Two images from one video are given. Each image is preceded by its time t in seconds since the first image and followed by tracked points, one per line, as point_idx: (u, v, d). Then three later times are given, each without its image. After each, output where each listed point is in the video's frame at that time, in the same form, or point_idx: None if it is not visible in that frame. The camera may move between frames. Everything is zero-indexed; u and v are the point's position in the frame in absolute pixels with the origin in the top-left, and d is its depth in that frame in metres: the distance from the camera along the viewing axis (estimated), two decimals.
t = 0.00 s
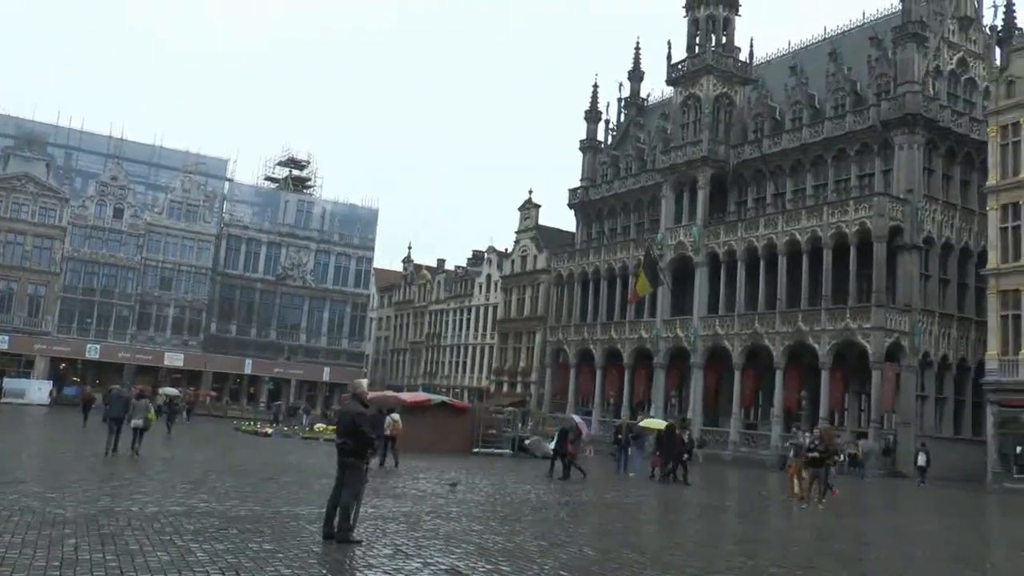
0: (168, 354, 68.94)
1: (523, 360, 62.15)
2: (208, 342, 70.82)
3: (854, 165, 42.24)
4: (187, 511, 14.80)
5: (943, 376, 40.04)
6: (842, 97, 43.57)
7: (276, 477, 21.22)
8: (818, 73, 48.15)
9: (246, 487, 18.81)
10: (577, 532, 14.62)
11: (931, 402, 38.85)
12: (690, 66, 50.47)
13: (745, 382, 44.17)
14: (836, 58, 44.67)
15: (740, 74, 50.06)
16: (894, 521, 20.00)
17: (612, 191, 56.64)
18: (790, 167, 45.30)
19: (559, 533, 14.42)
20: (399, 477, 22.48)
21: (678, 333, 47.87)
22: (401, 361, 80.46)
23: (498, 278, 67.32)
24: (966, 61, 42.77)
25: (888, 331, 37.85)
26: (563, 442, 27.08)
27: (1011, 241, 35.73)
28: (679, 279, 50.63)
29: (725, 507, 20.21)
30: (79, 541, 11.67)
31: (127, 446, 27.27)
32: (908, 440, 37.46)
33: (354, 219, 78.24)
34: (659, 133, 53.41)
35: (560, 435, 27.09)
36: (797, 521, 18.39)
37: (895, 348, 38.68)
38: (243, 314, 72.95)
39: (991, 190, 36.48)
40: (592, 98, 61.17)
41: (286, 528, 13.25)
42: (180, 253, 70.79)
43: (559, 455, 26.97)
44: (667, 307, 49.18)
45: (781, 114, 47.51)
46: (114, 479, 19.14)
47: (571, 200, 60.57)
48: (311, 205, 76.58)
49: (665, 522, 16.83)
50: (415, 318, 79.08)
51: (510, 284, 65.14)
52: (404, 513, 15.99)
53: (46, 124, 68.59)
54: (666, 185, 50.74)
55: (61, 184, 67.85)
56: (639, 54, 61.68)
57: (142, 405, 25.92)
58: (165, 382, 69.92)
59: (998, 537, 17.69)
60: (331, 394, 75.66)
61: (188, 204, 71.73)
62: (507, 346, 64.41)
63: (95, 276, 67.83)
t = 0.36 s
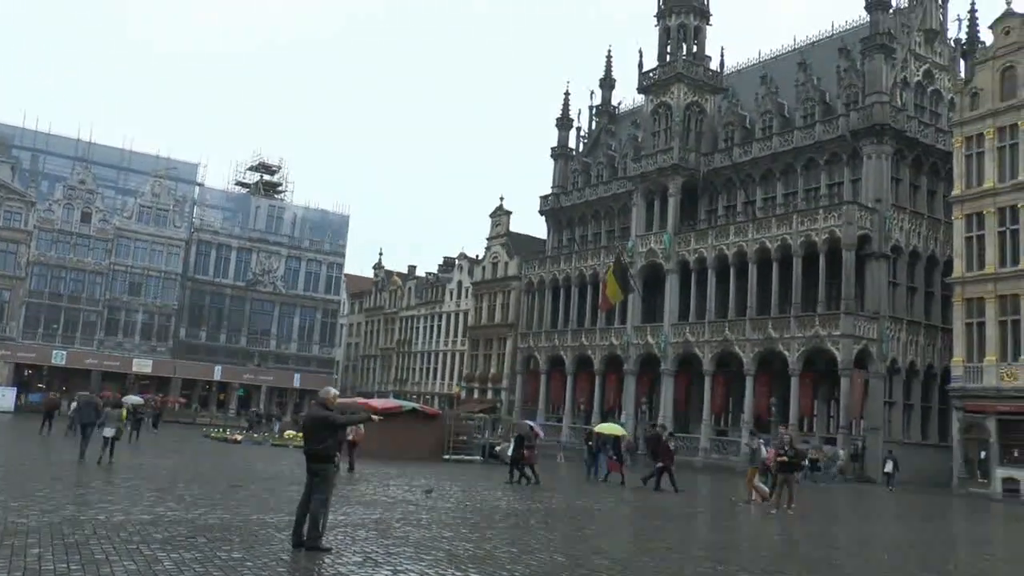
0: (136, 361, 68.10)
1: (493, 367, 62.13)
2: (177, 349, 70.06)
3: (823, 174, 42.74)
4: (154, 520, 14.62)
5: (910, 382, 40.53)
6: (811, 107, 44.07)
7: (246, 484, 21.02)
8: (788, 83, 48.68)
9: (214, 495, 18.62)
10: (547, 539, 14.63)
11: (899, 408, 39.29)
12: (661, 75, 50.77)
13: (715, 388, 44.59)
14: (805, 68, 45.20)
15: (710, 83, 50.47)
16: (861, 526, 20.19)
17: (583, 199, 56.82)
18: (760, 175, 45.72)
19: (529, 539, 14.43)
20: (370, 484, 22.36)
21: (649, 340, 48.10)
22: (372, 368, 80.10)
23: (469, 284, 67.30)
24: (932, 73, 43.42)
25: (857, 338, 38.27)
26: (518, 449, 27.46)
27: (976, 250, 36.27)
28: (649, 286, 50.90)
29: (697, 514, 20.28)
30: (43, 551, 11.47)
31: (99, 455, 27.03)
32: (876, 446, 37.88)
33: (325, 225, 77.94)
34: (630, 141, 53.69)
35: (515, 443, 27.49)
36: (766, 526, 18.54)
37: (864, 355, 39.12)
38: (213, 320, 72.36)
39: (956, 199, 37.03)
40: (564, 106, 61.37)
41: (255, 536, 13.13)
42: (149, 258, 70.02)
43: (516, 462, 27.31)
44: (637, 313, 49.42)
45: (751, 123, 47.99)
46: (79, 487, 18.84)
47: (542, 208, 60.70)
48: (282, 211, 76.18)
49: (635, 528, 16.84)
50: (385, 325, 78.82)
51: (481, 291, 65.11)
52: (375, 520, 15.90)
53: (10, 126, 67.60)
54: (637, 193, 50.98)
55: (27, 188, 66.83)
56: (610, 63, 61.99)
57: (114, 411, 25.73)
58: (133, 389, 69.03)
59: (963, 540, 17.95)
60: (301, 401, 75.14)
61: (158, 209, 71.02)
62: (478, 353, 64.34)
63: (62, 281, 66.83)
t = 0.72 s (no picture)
0: (106, 367, 67.28)
1: (466, 374, 62.05)
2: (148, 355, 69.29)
3: (795, 183, 43.15)
4: (122, 528, 14.42)
5: (881, 389, 40.93)
6: (783, 117, 44.48)
7: (216, 492, 20.80)
8: (761, 92, 49.10)
9: (184, 503, 18.40)
10: (519, 545, 14.60)
11: (869, 414, 39.65)
12: (635, 83, 51.01)
13: (686, 397, 44.64)
14: (778, 78, 45.66)
15: (683, 92, 50.81)
16: (832, 531, 20.35)
17: (556, 206, 56.93)
18: (733, 183, 46.06)
19: (501, 546, 14.39)
20: (341, 491, 22.22)
21: (622, 347, 48.23)
22: (344, 374, 79.69)
23: (442, 291, 67.19)
24: (902, 84, 43.97)
25: (828, 346, 38.62)
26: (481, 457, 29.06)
27: (944, 259, 36.76)
28: (623, 293, 51.06)
29: (669, 520, 20.35)
30: (8, 560, 11.26)
31: (69, 462, 26.75)
32: (847, 453, 38.19)
33: (298, 231, 77.56)
34: (603, 149, 53.92)
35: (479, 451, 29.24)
36: (737, 532, 18.63)
37: (835, 362, 39.48)
38: (184, 326, 71.74)
39: (925, 209, 37.53)
40: (538, 113, 61.49)
41: (225, 544, 12.98)
42: (120, 264, 69.14)
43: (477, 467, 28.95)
44: (610, 320, 49.54)
45: (724, 131, 48.38)
46: (46, 495, 18.53)
47: (516, 215, 60.75)
48: (255, 216, 75.68)
49: (607, 535, 16.86)
50: (358, 332, 78.46)
51: (455, 297, 65.02)
52: (345, 527, 15.80)
53: None
54: (611, 200, 51.14)
55: None
56: (584, 70, 62.25)
57: (86, 418, 25.55)
58: (103, 396, 68.18)
59: (930, 545, 18.13)
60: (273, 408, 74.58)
61: (129, 213, 70.17)
62: (451, 359, 64.23)
63: (30, 286, 65.97)
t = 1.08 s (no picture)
0: (78, 373, 66.51)
1: (442, 379, 61.97)
2: (121, 360, 68.56)
3: (770, 189, 43.46)
4: (93, 536, 14.25)
5: (855, 394, 41.26)
6: (758, 123, 44.83)
7: (190, 499, 20.61)
8: (736, 99, 49.46)
9: (156, 510, 18.21)
10: (494, 550, 14.57)
11: (844, 418, 39.95)
12: (611, 88, 51.20)
13: (663, 402, 44.70)
14: (753, 84, 46.06)
15: (659, 97, 51.09)
16: (805, 534, 20.49)
17: (532, 211, 57.01)
18: (708, 189, 46.33)
19: (477, 551, 14.36)
20: (316, 497, 22.07)
21: (598, 352, 48.32)
22: (320, 379, 79.30)
23: (418, 296, 67.04)
24: (875, 92, 44.46)
25: (803, 350, 38.88)
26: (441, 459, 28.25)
27: (917, 265, 37.14)
28: (599, 298, 51.20)
29: (645, 524, 20.40)
30: None
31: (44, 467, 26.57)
32: (821, 456, 38.46)
33: (274, 236, 77.17)
34: (579, 154, 54.09)
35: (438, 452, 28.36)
36: (712, 536, 18.68)
37: (810, 367, 39.75)
38: (158, 331, 71.12)
39: (898, 216, 37.91)
40: (514, 118, 61.57)
41: (198, 551, 12.86)
42: (92, 269, 68.27)
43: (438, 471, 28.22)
44: (586, 325, 49.62)
45: (699, 137, 48.67)
46: (15, 503, 18.28)
47: (491, 220, 60.75)
48: (230, 220, 75.19)
49: (583, 539, 16.87)
50: (334, 337, 78.10)
51: (430, 302, 64.92)
52: (320, 533, 15.69)
53: None
54: (587, 205, 51.26)
55: None
56: (560, 76, 62.42)
57: (61, 422, 25.50)
58: (75, 403, 67.40)
59: (904, 547, 18.25)
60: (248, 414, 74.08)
61: (103, 217, 69.34)
62: (427, 364, 64.10)
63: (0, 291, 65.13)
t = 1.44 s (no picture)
0: (62, 377, 66.19)
1: (430, 381, 61.91)
2: (107, 364, 68.20)
3: (757, 190, 43.64)
4: (79, 540, 14.19)
5: (841, 394, 41.47)
6: (744, 125, 45.00)
7: (177, 502, 20.54)
8: (722, 101, 49.62)
9: (142, 514, 18.15)
10: (482, 552, 14.58)
11: (830, 418, 40.13)
12: (597, 90, 51.27)
13: (650, 402, 44.79)
14: (739, 86, 46.25)
15: (645, 100, 51.24)
16: (793, 534, 20.56)
17: (519, 213, 57.03)
18: (695, 190, 46.50)
19: (465, 553, 14.37)
20: (303, 500, 22.03)
21: (585, 353, 48.39)
22: (307, 382, 79.11)
23: (405, 298, 66.95)
24: (860, 94, 44.70)
25: (790, 351, 39.06)
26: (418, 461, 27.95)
27: (902, 266, 37.34)
28: (586, 299, 51.28)
29: (633, 525, 20.43)
30: None
31: (34, 471, 26.75)
32: (808, 456, 38.64)
33: (261, 238, 76.96)
34: (566, 156, 54.16)
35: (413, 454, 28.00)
36: (699, 536, 18.74)
37: (797, 368, 39.93)
38: (144, 334, 70.77)
39: (883, 217, 38.11)
40: (500, 120, 61.55)
41: (185, 555, 12.82)
42: (77, 271, 67.84)
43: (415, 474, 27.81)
44: (573, 327, 49.71)
45: (685, 139, 48.80)
46: None
47: (478, 222, 60.74)
48: (216, 222, 74.93)
49: (571, 540, 16.87)
50: (321, 339, 77.89)
51: (417, 305, 64.87)
52: (307, 536, 15.63)
53: None
54: (574, 207, 51.31)
55: None
56: (546, 78, 62.47)
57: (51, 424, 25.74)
58: (60, 407, 67.02)
59: (890, 546, 18.34)
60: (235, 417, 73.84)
61: (88, 220, 68.92)
62: (414, 366, 64.04)
63: None
